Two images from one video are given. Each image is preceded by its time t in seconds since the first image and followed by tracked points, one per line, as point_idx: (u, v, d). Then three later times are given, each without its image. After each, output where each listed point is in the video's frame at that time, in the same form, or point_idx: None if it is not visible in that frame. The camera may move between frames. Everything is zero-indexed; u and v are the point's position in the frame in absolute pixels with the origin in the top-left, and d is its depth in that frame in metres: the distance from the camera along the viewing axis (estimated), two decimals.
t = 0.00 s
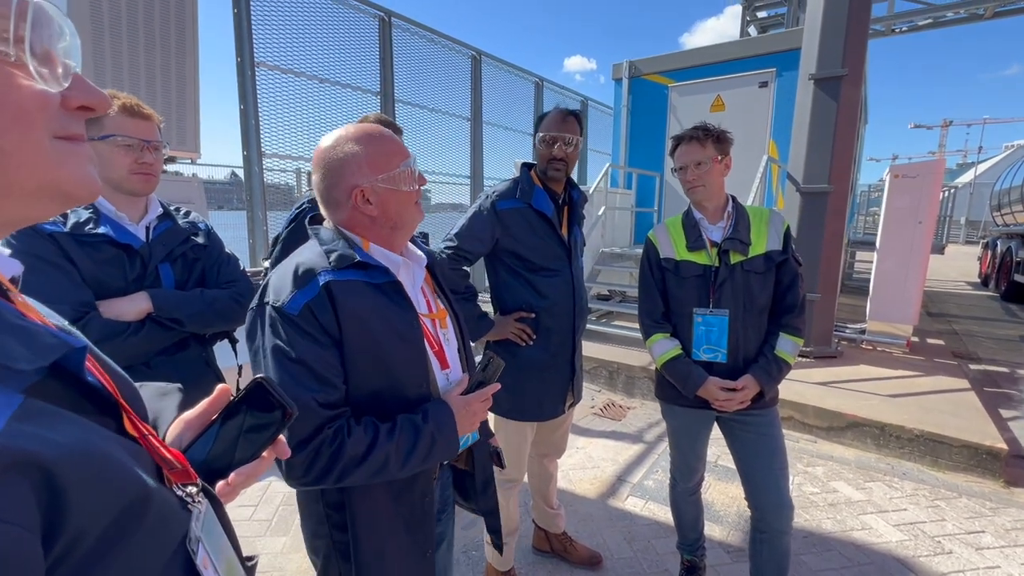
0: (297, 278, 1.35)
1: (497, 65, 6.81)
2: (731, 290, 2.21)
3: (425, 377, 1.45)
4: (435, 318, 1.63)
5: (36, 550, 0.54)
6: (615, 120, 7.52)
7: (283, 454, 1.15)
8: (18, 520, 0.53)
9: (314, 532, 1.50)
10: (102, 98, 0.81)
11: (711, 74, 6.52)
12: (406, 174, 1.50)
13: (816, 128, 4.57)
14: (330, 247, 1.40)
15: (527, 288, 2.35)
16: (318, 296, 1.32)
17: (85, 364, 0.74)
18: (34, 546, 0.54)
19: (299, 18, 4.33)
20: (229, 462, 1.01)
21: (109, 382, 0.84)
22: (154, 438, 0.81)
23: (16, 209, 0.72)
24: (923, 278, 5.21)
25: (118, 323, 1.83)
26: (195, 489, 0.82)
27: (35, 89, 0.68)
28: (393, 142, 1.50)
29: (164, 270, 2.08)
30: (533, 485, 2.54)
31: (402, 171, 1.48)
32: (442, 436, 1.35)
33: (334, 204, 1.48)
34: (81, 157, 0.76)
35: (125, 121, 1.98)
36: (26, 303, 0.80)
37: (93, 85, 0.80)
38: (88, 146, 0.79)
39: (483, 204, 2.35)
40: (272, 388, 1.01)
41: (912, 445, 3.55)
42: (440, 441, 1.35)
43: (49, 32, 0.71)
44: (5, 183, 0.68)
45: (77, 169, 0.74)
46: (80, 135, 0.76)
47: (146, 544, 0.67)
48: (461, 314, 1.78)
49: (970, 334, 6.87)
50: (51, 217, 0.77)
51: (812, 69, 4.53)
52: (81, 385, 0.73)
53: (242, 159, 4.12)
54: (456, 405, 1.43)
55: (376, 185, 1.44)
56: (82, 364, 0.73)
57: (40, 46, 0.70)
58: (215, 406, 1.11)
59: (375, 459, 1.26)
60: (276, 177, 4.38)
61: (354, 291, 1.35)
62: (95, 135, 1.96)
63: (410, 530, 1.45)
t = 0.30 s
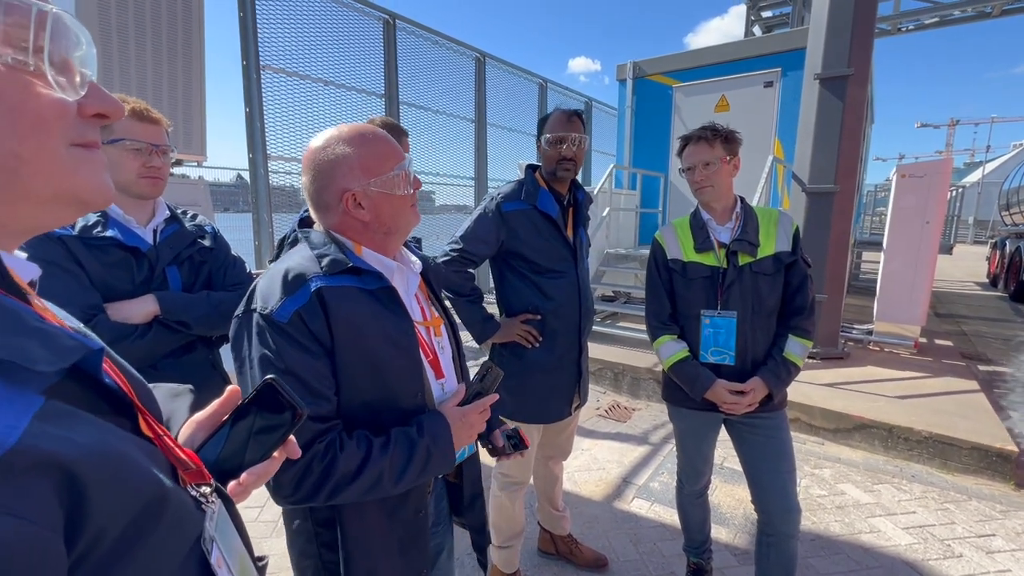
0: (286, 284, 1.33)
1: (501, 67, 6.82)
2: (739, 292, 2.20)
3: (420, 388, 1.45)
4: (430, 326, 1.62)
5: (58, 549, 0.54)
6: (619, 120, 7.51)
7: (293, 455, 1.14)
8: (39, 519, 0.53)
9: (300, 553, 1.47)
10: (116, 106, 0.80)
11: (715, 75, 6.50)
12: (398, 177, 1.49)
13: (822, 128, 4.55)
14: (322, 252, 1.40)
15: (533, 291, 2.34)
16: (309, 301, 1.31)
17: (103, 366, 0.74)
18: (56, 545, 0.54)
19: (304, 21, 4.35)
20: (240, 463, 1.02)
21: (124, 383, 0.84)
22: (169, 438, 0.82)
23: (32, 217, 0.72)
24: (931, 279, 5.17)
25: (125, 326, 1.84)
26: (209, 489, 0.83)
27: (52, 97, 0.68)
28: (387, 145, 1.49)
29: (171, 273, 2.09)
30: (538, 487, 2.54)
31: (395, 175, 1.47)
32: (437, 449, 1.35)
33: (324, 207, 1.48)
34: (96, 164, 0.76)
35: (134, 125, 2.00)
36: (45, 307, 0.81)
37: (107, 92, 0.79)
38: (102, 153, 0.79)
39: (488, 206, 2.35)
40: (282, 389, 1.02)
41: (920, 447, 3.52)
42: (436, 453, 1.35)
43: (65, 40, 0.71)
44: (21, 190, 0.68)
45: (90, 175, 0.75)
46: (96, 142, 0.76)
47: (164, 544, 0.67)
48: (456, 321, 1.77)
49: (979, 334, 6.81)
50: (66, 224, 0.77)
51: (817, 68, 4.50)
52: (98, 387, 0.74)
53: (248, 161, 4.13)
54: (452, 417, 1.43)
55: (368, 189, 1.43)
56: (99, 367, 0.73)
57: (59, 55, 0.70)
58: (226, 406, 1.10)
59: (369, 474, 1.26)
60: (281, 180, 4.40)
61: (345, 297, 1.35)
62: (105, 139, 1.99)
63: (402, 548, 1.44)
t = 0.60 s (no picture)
0: (283, 288, 1.33)
1: (505, 68, 6.82)
2: (747, 292, 2.20)
3: (420, 391, 1.44)
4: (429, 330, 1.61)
5: (80, 542, 0.54)
6: (623, 120, 7.49)
7: (299, 453, 1.13)
8: (62, 512, 0.53)
9: (300, 556, 1.48)
10: (128, 106, 0.80)
11: (720, 73, 6.47)
12: (396, 179, 1.48)
13: (827, 126, 4.52)
14: (319, 255, 1.40)
15: (537, 290, 2.34)
16: (305, 305, 1.31)
17: (119, 364, 0.74)
18: (79, 537, 0.54)
19: (308, 22, 4.35)
20: (247, 462, 1.02)
21: (137, 381, 0.85)
22: (182, 436, 0.83)
23: (47, 220, 0.73)
24: (939, 278, 5.13)
25: (132, 327, 1.86)
26: (220, 486, 0.83)
27: (69, 101, 0.69)
28: (384, 146, 1.49)
29: (177, 275, 2.09)
30: (543, 487, 2.54)
31: (392, 177, 1.47)
32: (442, 462, 1.35)
33: (321, 210, 1.48)
34: (110, 167, 0.77)
35: (142, 128, 2.02)
36: (60, 306, 0.81)
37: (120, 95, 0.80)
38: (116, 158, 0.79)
39: (492, 206, 2.35)
40: (287, 387, 1.02)
41: (928, 447, 3.49)
42: (441, 466, 1.34)
43: (82, 46, 0.72)
44: (36, 194, 0.68)
45: (104, 180, 0.75)
46: (110, 146, 0.76)
47: (179, 542, 0.66)
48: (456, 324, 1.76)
49: (987, 334, 6.75)
50: (80, 226, 0.78)
51: (823, 66, 4.48)
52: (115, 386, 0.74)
53: (253, 163, 4.14)
54: (460, 430, 1.43)
55: (364, 191, 1.44)
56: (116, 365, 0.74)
57: (76, 60, 0.70)
58: (233, 405, 1.10)
59: (374, 484, 1.27)
60: (286, 181, 4.41)
61: (342, 301, 1.35)
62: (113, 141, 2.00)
63: (404, 554, 1.44)
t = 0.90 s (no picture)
0: (281, 285, 1.34)
1: (508, 66, 6.80)
2: (753, 291, 2.19)
3: (419, 389, 1.44)
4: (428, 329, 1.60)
5: (73, 544, 0.54)
6: (626, 118, 7.47)
7: (299, 451, 1.13)
8: (58, 515, 0.53)
9: (303, 549, 1.47)
10: (124, 103, 0.80)
11: (724, 70, 6.44)
12: (385, 182, 1.45)
13: (832, 123, 4.49)
14: (315, 254, 1.41)
15: (540, 288, 2.33)
16: (303, 303, 1.31)
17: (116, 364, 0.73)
18: (72, 539, 0.54)
19: (310, 21, 4.36)
20: (247, 462, 1.01)
21: (134, 380, 0.84)
22: (180, 436, 0.83)
23: (40, 216, 0.72)
24: (945, 275, 5.10)
25: (136, 326, 1.86)
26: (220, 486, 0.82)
27: (62, 97, 0.68)
28: (376, 147, 1.46)
29: (180, 274, 2.10)
30: (546, 486, 2.53)
31: (380, 180, 1.44)
32: (446, 471, 1.34)
33: (314, 209, 1.50)
34: (105, 163, 0.77)
35: (143, 126, 2.02)
36: (55, 305, 0.81)
37: (116, 92, 0.80)
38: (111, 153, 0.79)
39: (495, 204, 2.35)
40: (286, 385, 1.02)
41: (934, 446, 3.47)
42: (446, 473, 1.34)
43: (76, 41, 0.71)
44: (30, 190, 0.68)
45: (99, 177, 0.75)
46: (105, 142, 0.76)
47: (177, 543, 0.66)
48: (457, 323, 1.75)
49: (993, 331, 6.71)
50: (75, 223, 0.78)
51: (827, 63, 4.44)
52: (112, 386, 0.74)
53: (256, 163, 4.15)
54: (465, 440, 1.40)
55: (349, 193, 1.43)
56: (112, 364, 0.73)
57: (70, 57, 0.70)
58: (233, 403, 1.10)
59: (378, 486, 1.27)
60: (289, 180, 4.42)
61: (338, 299, 1.35)
62: (115, 141, 2.01)
63: (406, 553, 1.44)
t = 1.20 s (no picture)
0: (283, 277, 1.34)
1: (509, 63, 6.79)
2: (756, 288, 2.18)
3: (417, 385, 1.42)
4: (429, 328, 1.59)
5: (59, 548, 0.54)
6: (628, 115, 7.45)
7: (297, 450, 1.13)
8: (42, 518, 0.53)
9: (298, 537, 1.49)
10: (116, 97, 0.80)
11: (726, 67, 6.41)
12: (389, 178, 1.44)
13: (835, 119, 4.47)
14: (319, 247, 1.40)
15: (542, 285, 2.33)
16: (303, 294, 1.31)
17: (105, 362, 0.73)
18: (57, 543, 0.54)
19: (310, 19, 4.34)
20: (243, 462, 1.01)
21: (126, 378, 0.84)
22: (173, 435, 0.83)
23: (31, 211, 0.72)
24: (949, 272, 5.07)
25: (137, 323, 1.86)
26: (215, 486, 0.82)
27: (53, 89, 0.68)
28: (381, 143, 1.45)
29: (181, 272, 2.10)
30: (548, 483, 2.53)
31: (384, 175, 1.43)
32: (439, 472, 1.33)
33: (320, 203, 1.50)
34: (98, 156, 0.76)
35: (142, 123, 2.01)
36: (46, 301, 0.81)
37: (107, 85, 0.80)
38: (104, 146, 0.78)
39: (497, 201, 2.34)
40: (283, 383, 1.03)
41: (938, 443, 3.46)
42: (438, 476, 1.33)
43: (66, 33, 0.71)
44: (21, 183, 0.68)
45: (91, 172, 0.74)
46: (96, 135, 0.76)
47: (168, 545, 0.66)
48: (458, 323, 1.73)
49: (998, 328, 6.68)
50: (67, 217, 0.77)
51: (830, 59, 4.42)
52: (102, 383, 0.74)
53: (257, 161, 4.14)
54: (460, 444, 1.39)
55: (352, 189, 1.43)
56: (102, 362, 0.73)
57: (61, 49, 0.70)
58: (229, 402, 1.09)
59: (369, 481, 1.26)
60: (290, 178, 4.41)
61: (338, 292, 1.34)
62: (114, 137, 2.00)
63: (400, 550, 1.44)
